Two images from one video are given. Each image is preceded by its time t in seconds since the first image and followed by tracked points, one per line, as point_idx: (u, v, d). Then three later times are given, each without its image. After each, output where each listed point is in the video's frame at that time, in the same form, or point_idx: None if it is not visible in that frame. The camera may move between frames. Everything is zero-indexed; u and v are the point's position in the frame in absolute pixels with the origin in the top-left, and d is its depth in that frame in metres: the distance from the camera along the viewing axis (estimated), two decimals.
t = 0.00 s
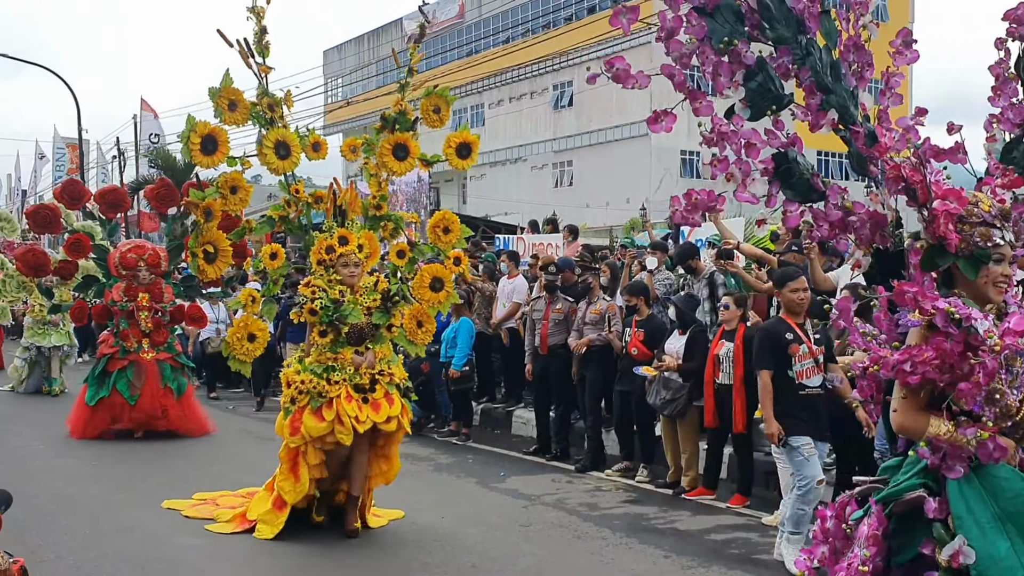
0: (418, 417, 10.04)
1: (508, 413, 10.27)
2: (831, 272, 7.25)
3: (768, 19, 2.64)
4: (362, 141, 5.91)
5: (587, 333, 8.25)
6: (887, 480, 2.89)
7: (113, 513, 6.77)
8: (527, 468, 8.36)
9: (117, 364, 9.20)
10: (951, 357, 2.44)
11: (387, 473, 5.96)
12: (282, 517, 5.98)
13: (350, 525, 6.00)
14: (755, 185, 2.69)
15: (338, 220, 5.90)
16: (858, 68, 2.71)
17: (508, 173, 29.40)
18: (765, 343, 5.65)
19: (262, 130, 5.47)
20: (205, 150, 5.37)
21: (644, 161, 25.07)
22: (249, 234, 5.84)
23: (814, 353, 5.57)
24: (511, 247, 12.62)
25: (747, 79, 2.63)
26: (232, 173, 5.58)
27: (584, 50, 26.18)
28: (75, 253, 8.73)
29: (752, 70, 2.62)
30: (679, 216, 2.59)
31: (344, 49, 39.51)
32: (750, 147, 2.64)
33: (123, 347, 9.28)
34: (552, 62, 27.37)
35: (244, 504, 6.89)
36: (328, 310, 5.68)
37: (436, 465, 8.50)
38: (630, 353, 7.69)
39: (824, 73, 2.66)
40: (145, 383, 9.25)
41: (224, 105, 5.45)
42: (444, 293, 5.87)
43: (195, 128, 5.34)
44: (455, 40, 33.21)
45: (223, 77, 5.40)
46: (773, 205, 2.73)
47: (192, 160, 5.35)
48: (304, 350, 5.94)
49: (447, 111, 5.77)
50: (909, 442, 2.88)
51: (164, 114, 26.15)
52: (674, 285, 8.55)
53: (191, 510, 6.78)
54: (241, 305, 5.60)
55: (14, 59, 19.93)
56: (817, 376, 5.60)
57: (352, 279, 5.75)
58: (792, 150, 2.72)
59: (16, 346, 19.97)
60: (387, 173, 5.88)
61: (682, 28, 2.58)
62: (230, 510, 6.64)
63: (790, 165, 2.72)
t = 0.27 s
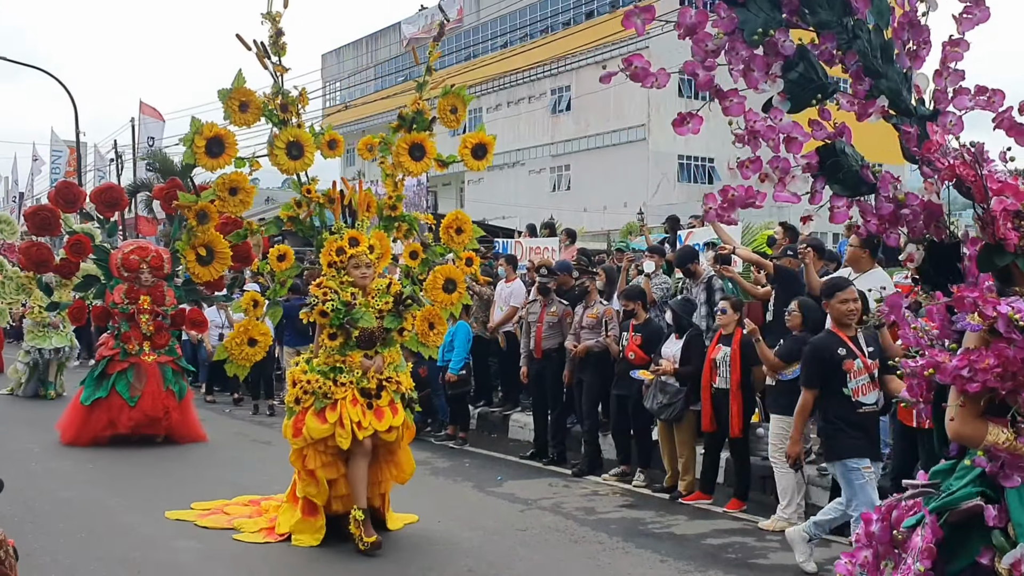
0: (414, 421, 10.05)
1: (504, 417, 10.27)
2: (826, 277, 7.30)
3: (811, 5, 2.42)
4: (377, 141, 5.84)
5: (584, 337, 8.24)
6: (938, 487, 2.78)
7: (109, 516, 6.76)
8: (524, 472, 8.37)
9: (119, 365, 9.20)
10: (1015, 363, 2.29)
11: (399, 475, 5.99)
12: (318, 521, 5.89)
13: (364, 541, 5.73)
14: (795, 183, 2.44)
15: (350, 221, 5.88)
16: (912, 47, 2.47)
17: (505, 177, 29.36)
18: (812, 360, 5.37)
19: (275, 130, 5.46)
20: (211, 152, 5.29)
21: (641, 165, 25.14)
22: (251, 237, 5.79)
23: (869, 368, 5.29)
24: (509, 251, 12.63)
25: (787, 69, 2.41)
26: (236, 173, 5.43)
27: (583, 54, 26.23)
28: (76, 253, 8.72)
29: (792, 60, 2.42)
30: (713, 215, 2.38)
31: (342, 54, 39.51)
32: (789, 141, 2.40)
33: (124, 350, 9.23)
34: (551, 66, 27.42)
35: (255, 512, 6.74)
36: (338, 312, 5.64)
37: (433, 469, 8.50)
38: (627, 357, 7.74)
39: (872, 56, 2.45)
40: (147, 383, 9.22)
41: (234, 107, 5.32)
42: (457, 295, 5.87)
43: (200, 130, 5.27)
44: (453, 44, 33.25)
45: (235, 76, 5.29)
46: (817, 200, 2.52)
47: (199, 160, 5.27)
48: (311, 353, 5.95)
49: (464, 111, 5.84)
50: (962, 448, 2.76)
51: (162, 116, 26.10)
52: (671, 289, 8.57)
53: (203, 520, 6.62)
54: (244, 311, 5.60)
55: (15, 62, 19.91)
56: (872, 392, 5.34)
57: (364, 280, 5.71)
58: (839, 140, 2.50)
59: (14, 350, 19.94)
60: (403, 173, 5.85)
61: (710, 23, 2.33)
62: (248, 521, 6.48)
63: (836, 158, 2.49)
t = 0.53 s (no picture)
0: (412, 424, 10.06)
1: (502, 419, 10.28)
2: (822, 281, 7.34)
3: None
4: (389, 146, 5.80)
5: (581, 340, 8.26)
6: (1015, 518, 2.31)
7: (107, 519, 6.76)
8: (522, 475, 8.38)
9: (127, 372, 9.13)
10: None
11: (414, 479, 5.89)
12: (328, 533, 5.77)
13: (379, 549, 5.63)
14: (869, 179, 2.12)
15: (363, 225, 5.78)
16: (979, 49, 2.22)
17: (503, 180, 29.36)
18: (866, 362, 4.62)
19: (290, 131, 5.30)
20: (231, 146, 5.02)
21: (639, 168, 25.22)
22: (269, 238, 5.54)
23: (926, 371, 4.62)
24: (506, 254, 12.67)
25: (870, 50, 2.12)
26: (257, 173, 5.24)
27: (581, 57, 26.29)
28: (81, 258, 8.67)
29: (875, 42, 2.12)
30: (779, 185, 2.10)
31: (340, 57, 39.53)
32: (865, 133, 2.09)
33: (130, 356, 9.16)
34: (549, 69, 27.48)
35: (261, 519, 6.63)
36: (351, 316, 5.55)
37: (431, 472, 8.52)
38: (625, 360, 7.76)
39: (946, 51, 2.17)
40: (155, 391, 9.18)
41: (252, 101, 5.20)
42: (468, 306, 5.83)
43: (221, 121, 5.01)
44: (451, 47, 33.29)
45: (252, 71, 5.19)
46: (888, 204, 2.17)
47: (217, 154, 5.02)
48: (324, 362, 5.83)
49: (479, 116, 5.75)
50: None
51: (159, 118, 26.05)
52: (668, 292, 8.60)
53: (208, 527, 6.50)
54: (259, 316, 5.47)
55: (13, 64, 19.90)
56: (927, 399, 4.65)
57: (377, 286, 5.64)
58: (907, 143, 2.19)
59: (13, 353, 19.90)
60: (414, 178, 5.79)
61: None
62: (254, 527, 6.37)
63: (906, 161, 2.17)
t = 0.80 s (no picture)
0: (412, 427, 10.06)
1: (502, 423, 10.28)
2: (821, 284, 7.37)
3: None
4: (406, 141, 5.66)
5: (580, 342, 8.31)
6: None
7: (106, 521, 6.76)
8: (522, 478, 8.38)
9: (141, 373, 9.06)
10: None
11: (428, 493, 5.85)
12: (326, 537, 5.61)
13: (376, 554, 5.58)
14: (959, 170, 1.83)
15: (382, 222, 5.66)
16: None
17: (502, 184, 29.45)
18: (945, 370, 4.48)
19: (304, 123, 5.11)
20: (239, 140, 4.88)
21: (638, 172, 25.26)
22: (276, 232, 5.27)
23: (1007, 383, 4.45)
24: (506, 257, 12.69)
25: (944, 24, 1.81)
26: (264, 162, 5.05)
27: (581, 61, 26.33)
28: (88, 259, 8.64)
29: (949, 14, 1.81)
30: (858, 208, 1.82)
31: (339, 61, 39.56)
32: (948, 118, 1.83)
33: (143, 358, 9.14)
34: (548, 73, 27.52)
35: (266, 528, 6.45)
36: (371, 314, 5.48)
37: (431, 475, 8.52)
38: (624, 363, 7.75)
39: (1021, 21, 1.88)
40: (171, 389, 9.09)
41: (263, 94, 4.99)
42: (484, 304, 5.61)
43: (228, 116, 4.86)
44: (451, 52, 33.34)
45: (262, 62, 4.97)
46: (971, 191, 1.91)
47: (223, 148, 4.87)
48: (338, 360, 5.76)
49: (492, 115, 5.61)
50: None
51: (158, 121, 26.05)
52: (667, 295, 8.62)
53: (212, 535, 6.33)
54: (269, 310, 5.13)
55: (13, 67, 19.87)
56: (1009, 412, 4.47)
57: (394, 284, 5.53)
58: (989, 125, 1.88)
59: (13, 356, 19.89)
60: (430, 176, 5.65)
61: None
62: (255, 536, 6.18)
63: (993, 144, 1.87)
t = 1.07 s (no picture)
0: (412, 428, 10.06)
1: (502, 424, 10.28)
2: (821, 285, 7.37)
3: None
4: (417, 140, 5.33)
5: (580, 344, 8.33)
6: None
7: (106, 522, 6.76)
8: (522, 479, 8.38)
9: (147, 377, 8.94)
10: None
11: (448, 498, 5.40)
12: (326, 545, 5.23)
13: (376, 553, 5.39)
14: None
15: (400, 223, 5.28)
16: None
17: (502, 188, 29.55)
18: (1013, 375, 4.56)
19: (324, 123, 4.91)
20: (265, 139, 4.71)
21: (637, 175, 25.28)
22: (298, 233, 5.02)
23: None
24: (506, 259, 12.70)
25: None
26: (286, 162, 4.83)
27: (581, 63, 26.36)
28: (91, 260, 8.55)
29: None
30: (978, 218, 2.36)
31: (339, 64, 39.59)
32: None
33: (149, 361, 9.02)
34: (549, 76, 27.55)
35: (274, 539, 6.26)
36: (387, 317, 5.08)
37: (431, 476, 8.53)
38: (624, 364, 7.76)
39: None
40: (179, 392, 9.00)
41: (289, 92, 4.85)
42: (497, 305, 5.37)
43: (254, 112, 4.68)
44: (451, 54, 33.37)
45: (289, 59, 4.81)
46: None
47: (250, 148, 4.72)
48: (353, 365, 5.33)
49: (505, 110, 5.45)
50: None
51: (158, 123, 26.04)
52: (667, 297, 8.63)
53: (219, 542, 6.18)
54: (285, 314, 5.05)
55: (12, 69, 19.88)
56: None
57: (411, 287, 5.17)
58: None
59: (14, 357, 19.91)
60: (443, 175, 5.35)
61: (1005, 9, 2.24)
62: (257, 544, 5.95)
63: None
